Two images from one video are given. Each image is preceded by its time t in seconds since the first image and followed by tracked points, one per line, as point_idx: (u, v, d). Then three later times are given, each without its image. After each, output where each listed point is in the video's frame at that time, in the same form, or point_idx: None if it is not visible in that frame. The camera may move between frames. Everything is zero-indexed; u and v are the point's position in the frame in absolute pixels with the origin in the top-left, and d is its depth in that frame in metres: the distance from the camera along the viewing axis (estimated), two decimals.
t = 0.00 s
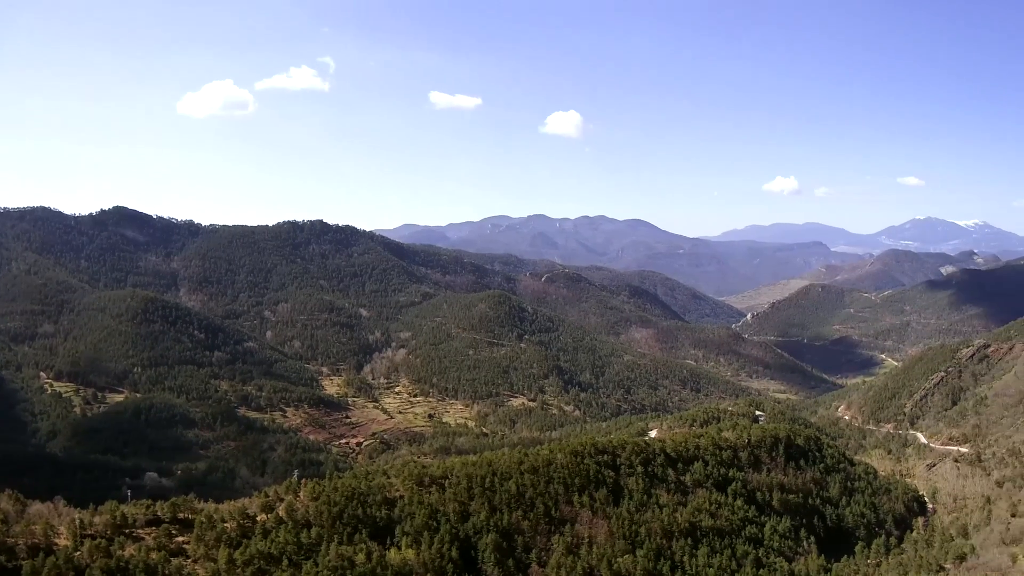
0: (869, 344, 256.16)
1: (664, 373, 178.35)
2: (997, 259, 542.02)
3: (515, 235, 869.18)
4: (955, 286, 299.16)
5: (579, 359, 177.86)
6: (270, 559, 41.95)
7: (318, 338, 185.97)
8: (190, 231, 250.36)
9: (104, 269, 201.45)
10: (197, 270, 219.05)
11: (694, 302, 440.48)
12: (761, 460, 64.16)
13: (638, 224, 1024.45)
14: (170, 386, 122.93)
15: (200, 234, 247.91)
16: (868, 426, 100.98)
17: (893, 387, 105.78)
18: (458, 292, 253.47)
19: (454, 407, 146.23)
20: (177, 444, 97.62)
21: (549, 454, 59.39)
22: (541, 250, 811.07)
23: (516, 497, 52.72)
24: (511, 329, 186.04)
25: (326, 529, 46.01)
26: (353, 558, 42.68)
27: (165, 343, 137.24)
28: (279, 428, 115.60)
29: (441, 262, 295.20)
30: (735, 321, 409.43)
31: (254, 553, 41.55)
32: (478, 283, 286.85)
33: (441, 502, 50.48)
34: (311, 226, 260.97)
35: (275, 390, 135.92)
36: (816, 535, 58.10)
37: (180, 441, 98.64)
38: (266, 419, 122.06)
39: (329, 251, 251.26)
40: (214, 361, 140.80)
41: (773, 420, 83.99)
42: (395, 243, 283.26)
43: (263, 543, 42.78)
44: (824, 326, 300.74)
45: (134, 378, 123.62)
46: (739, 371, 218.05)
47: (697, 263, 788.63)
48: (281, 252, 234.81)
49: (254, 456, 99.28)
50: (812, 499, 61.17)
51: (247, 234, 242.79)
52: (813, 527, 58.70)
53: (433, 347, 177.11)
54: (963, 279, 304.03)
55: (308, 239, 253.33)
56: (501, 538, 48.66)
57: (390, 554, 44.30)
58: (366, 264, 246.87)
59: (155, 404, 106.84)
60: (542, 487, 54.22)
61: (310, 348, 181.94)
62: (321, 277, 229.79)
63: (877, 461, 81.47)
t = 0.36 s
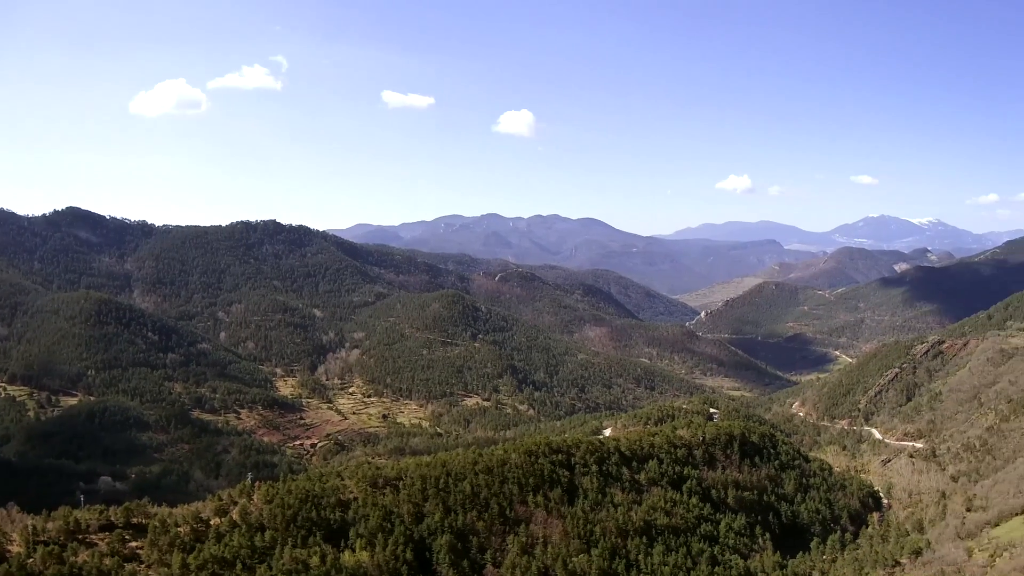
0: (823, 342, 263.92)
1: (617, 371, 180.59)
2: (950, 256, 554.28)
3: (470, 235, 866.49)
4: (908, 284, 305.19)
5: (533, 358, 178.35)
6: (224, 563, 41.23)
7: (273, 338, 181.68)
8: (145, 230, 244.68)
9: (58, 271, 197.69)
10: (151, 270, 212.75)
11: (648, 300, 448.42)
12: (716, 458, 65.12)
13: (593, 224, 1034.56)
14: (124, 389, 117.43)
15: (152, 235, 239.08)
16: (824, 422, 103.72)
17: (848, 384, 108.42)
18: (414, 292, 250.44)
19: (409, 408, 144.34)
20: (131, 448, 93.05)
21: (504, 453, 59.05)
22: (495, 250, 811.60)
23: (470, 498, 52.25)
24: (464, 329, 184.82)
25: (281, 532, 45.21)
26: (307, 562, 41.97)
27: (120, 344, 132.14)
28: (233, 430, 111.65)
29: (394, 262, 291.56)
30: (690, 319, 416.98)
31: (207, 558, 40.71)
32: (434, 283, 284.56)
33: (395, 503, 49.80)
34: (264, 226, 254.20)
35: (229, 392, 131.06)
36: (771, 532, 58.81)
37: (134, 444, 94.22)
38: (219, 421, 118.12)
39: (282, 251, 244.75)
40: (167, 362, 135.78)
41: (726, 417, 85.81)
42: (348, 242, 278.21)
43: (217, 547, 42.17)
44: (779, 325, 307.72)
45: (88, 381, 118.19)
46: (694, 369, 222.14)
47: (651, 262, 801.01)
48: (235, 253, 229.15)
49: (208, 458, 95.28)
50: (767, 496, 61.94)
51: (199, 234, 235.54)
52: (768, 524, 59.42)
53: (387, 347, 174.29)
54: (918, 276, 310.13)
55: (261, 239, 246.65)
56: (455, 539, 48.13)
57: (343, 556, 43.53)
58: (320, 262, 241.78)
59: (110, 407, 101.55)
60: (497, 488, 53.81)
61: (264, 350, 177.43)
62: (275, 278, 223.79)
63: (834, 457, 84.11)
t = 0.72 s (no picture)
0: (787, 340, 269.48)
1: (581, 370, 181.57)
2: (914, 254, 567.26)
3: (435, 234, 860.76)
4: (872, 283, 312.62)
5: (496, 358, 178.00)
6: (187, 566, 41.21)
7: (236, 339, 177.18)
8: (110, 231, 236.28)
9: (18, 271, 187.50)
10: (116, 271, 205.91)
11: (611, 299, 452.86)
12: (680, 456, 65.88)
13: (558, 224, 1038.45)
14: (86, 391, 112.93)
15: (116, 236, 230.67)
16: (788, 420, 106.26)
17: (812, 381, 110.94)
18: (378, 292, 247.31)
19: (373, 408, 142.13)
20: (95, 454, 90.00)
21: (467, 454, 58.66)
22: (458, 250, 808.20)
23: (435, 499, 51.95)
24: (427, 329, 183.12)
25: (244, 535, 45.35)
26: (271, 564, 41.95)
27: (84, 349, 127.57)
28: (198, 432, 108.44)
29: (358, 261, 287.45)
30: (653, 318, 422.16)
31: (171, 562, 40.70)
32: (398, 283, 281.43)
33: (359, 504, 49.49)
34: (227, 226, 248.11)
35: (193, 394, 127.28)
36: (736, 529, 59.37)
37: (97, 448, 91.10)
38: (183, 423, 115.09)
39: (246, 252, 238.69)
40: (131, 365, 131.66)
41: (689, 416, 86.93)
42: (311, 242, 273.23)
43: (180, 551, 42.20)
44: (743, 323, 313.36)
45: (52, 385, 113.81)
46: (658, 368, 225.07)
47: (616, 262, 807.87)
48: (199, 253, 225.10)
49: (172, 461, 91.89)
50: (732, 494, 62.59)
51: (162, 234, 230.23)
52: (733, 522, 60.04)
53: (350, 349, 171.05)
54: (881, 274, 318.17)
55: (225, 238, 241.12)
56: (419, 540, 47.83)
57: (306, 558, 43.45)
58: (284, 262, 236.49)
59: (74, 409, 97.44)
60: (461, 488, 53.45)
61: (227, 350, 172.85)
62: (238, 279, 218.09)
63: (798, 454, 85.77)
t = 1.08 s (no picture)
0: (750, 338, 274.95)
1: (544, 370, 181.97)
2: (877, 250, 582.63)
3: (397, 233, 852.82)
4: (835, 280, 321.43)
5: (459, 358, 177.11)
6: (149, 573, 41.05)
7: (199, 341, 172.48)
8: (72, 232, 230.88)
9: None
10: (78, 274, 198.84)
11: (574, 298, 456.26)
12: (643, 455, 66.44)
13: (522, 224, 1040.64)
14: (49, 393, 108.14)
15: (78, 237, 222.87)
16: (752, 418, 108.78)
17: (775, 380, 113.58)
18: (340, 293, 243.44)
19: (336, 409, 139.44)
20: (57, 457, 86.15)
21: (430, 454, 58.12)
22: (421, 249, 802.34)
23: (397, 500, 51.36)
24: (390, 329, 180.83)
25: (206, 539, 44.68)
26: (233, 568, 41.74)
27: (46, 351, 122.64)
28: (163, 434, 104.74)
29: (320, 262, 282.53)
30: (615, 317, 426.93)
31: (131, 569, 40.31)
32: (361, 283, 277.65)
33: (321, 505, 48.90)
34: (189, 226, 241.44)
35: (155, 396, 123.22)
36: (700, 527, 59.84)
37: (59, 452, 87.23)
38: (146, 426, 111.36)
39: (209, 252, 232.39)
40: (94, 367, 127.28)
41: (652, 414, 87.91)
42: (274, 242, 267.64)
43: (142, 557, 41.89)
44: (706, 322, 318.44)
45: (14, 387, 108.24)
46: (621, 367, 227.51)
47: (580, 261, 813.40)
48: (161, 254, 219.46)
49: (134, 464, 88.74)
50: (696, 493, 63.39)
51: (125, 234, 224.47)
52: (697, 520, 60.65)
53: (311, 350, 167.32)
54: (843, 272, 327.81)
55: (188, 239, 234.77)
56: (382, 542, 47.26)
57: (269, 562, 42.85)
58: (246, 262, 230.43)
59: (36, 413, 94.40)
60: (423, 489, 52.88)
61: (190, 352, 168.19)
62: (200, 280, 212.01)
63: (762, 452, 87.51)
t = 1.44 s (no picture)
0: (719, 337, 279.27)
1: (513, 369, 182.00)
2: (847, 249, 597.01)
3: (365, 233, 844.06)
4: (803, 279, 328.91)
5: (428, 357, 175.99)
6: None
7: (167, 342, 168.12)
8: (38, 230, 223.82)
9: None
10: (47, 274, 192.02)
11: (543, 298, 457.90)
12: (612, 455, 66.76)
13: (492, 224, 1039.70)
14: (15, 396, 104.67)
15: (47, 237, 215.29)
16: (721, 416, 110.50)
17: (744, 378, 115.51)
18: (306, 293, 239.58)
19: (305, 410, 136.90)
20: (25, 461, 83.42)
21: (399, 455, 57.52)
22: (389, 249, 795.47)
23: (366, 502, 50.95)
24: (359, 329, 178.46)
25: (174, 543, 44.46)
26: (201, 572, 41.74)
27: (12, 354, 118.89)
28: (132, 437, 101.44)
29: (288, 262, 277.81)
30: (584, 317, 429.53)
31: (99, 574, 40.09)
32: (330, 283, 273.75)
33: (289, 508, 48.66)
34: (157, 227, 235.04)
35: (124, 398, 119.57)
36: (669, 527, 60.29)
37: (27, 456, 84.34)
38: (114, 428, 108.05)
39: (177, 253, 226.51)
40: (63, 369, 123.62)
41: (622, 413, 88.54)
42: (242, 243, 262.31)
43: (109, 561, 41.68)
44: (675, 320, 322.24)
45: None
46: (590, 366, 229.07)
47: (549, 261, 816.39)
48: (130, 254, 213.23)
49: (103, 467, 86.08)
50: (666, 492, 63.89)
51: (94, 235, 218.33)
52: (667, 519, 61.02)
53: (280, 351, 164.32)
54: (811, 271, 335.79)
55: (157, 240, 229.04)
56: (351, 544, 47.01)
57: (237, 566, 42.61)
58: (215, 262, 225.46)
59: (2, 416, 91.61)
60: (392, 491, 52.47)
61: (158, 354, 163.68)
62: (168, 280, 206.17)
63: (732, 450, 88.80)
